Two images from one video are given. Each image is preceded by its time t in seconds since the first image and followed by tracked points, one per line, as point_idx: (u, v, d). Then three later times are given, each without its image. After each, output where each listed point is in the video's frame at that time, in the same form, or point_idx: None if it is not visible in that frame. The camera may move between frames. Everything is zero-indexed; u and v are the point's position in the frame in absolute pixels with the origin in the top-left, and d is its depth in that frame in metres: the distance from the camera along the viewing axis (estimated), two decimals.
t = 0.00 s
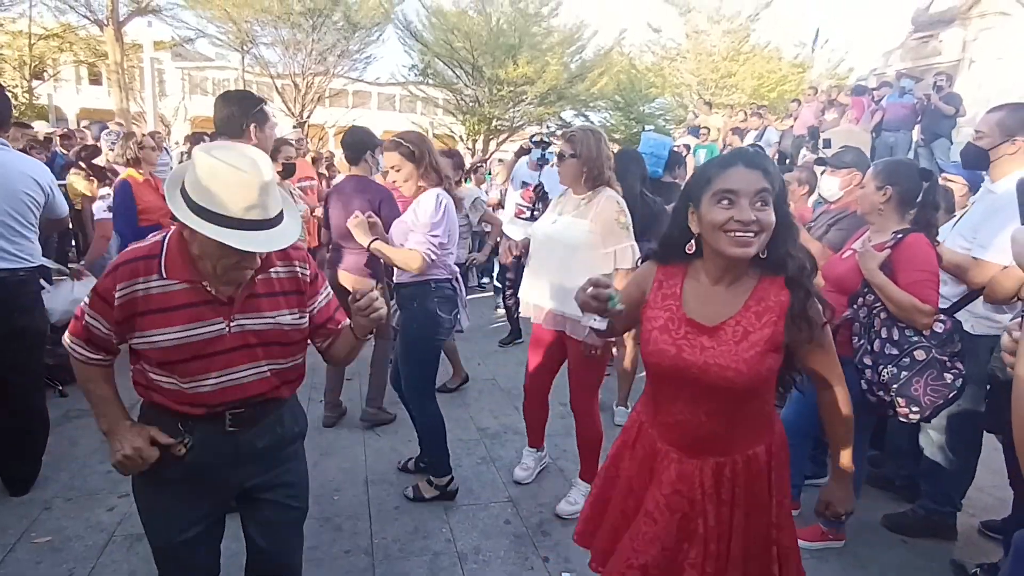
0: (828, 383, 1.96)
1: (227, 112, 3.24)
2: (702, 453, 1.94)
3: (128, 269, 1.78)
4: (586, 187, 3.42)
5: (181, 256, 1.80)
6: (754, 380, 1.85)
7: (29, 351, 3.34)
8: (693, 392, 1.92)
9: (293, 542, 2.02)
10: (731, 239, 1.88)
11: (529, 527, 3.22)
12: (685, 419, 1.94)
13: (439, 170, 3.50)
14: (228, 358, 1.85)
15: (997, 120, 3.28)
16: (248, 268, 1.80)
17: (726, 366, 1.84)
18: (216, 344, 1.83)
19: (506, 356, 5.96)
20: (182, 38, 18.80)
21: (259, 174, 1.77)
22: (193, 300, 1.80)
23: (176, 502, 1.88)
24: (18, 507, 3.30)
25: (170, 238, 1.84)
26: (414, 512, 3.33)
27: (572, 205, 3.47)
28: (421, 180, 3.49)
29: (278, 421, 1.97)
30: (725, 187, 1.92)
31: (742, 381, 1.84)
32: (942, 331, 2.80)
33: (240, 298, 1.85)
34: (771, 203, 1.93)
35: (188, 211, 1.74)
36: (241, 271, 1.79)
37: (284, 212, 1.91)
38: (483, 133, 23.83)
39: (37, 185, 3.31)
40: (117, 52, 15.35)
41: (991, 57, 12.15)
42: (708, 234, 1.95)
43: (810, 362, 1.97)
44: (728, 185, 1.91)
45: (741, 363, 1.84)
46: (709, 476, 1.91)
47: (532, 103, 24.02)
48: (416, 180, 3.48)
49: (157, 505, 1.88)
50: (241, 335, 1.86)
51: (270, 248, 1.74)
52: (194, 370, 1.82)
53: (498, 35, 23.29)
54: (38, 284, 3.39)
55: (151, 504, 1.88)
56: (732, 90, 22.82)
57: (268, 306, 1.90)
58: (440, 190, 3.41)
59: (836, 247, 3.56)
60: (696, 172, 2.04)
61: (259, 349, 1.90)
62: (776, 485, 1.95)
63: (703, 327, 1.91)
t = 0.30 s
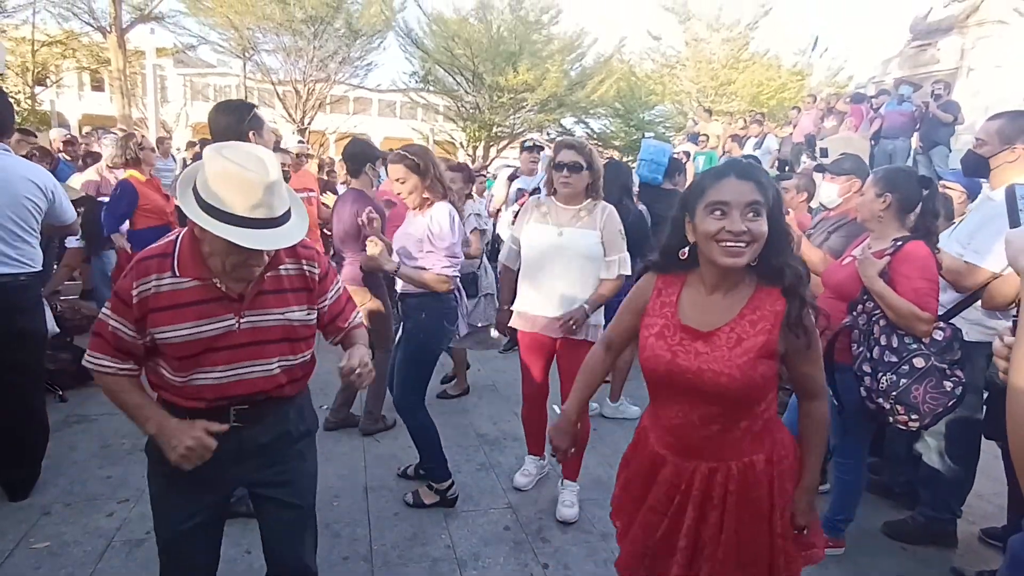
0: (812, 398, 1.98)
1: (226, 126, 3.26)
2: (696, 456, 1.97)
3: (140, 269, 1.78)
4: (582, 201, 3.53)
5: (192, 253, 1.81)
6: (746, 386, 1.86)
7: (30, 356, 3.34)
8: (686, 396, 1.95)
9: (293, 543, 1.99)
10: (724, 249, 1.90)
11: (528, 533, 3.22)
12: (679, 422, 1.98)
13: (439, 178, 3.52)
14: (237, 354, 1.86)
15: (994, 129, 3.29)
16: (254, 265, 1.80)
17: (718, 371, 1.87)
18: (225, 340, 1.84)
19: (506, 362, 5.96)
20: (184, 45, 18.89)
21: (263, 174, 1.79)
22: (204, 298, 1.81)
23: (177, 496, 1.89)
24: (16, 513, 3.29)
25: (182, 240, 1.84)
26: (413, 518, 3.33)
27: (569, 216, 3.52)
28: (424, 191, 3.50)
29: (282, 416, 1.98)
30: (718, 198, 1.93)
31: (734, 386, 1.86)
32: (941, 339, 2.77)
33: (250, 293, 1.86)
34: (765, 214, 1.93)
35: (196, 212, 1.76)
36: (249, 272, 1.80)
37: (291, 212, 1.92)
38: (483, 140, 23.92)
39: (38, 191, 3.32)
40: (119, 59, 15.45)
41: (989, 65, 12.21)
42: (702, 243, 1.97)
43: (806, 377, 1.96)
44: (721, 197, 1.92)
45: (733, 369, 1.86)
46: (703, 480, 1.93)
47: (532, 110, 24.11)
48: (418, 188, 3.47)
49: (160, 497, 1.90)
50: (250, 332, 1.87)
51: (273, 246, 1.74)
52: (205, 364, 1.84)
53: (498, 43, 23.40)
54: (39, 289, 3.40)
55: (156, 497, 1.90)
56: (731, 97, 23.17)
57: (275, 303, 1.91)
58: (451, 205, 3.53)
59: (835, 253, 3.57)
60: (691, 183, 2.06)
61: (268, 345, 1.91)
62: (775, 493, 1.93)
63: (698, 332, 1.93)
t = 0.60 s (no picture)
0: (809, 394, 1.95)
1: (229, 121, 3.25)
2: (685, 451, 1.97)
3: (161, 268, 1.79)
4: (583, 195, 3.63)
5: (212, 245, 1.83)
6: (729, 376, 1.86)
7: (30, 356, 3.34)
8: (674, 389, 1.96)
9: (315, 524, 2.04)
10: (710, 241, 1.95)
11: (528, 533, 3.22)
12: (668, 416, 1.98)
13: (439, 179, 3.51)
14: (267, 340, 1.90)
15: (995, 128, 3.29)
16: (273, 250, 1.83)
17: (703, 361, 1.88)
18: (253, 329, 1.87)
19: (506, 362, 5.97)
20: (184, 46, 18.90)
21: (279, 156, 1.81)
22: (230, 287, 1.83)
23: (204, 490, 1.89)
24: (16, 513, 3.30)
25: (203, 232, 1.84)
26: (413, 518, 3.33)
27: (574, 210, 3.61)
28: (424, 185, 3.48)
29: (307, 409, 2.04)
30: (704, 192, 1.97)
31: (720, 375, 1.87)
32: (941, 340, 2.81)
33: (271, 282, 1.90)
34: (752, 207, 1.96)
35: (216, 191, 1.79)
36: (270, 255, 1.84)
37: (305, 195, 1.93)
38: (483, 141, 23.94)
39: (38, 191, 3.32)
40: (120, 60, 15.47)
41: (988, 65, 12.22)
42: (689, 236, 2.02)
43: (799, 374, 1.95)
44: (707, 190, 1.97)
45: (716, 358, 1.88)
46: (686, 470, 1.95)
47: (532, 110, 24.11)
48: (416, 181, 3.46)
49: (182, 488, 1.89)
50: (278, 317, 1.92)
51: (293, 226, 1.77)
52: (236, 354, 1.87)
53: (498, 43, 23.42)
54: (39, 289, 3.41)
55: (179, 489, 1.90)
56: (730, 98, 23.17)
57: (295, 287, 1.96)
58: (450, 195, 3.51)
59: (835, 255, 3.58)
60: (679, 179, 2.11)
61: (297, 330, 1.97)
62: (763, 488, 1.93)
63: (684, 323, 1.96)
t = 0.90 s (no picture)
0: (808, 410, 1.94)
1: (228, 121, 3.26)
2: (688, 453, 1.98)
3: (159, 267, 1.78)
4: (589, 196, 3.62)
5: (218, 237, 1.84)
6: (726, 381, 1.86)
7: (30, 356, 3.35)
8: (676, 393, 1.97)
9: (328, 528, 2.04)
10: (711, 244, 1.95)
11: (528, 532, 3.22)
12: (671, 419, 1.99)
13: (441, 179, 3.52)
14: (273, 337, 1.89)
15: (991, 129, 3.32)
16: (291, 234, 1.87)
17: (699, 365, 1.89)
18: (264, 324, 1.88)
19: (507, 361, 5.98)
20: (184, 46, 18.90)
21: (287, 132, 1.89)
22: (238, 284, 1.84)
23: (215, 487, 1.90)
24: (17, 513, 3.29)
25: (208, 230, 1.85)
26: (413, 517, 3.33)
27: (576, 210, 3.61)
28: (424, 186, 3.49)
29: (315, 406, 2.06)
30: (708, 195, 1.97)
31: (716, 380, 1.87)
32: (941, 337, 2.80)
33: (278, 277, 1.92)
34: (755, 212, 1.96)
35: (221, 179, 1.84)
36: (281, 244, 1.86)
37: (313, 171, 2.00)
38: (484, 140, 23.95)
39: (39, 191, 3.32)
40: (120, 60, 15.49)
41: (988, 64, 12.21)
42: (692, 238, 2.02)
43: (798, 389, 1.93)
44: (710, 195, 1.97)
45: (713, 363, 1.87)
46: (688, 472, 1.95)
47: (532, 110, 24.09)
48: (410, 176, 3.50)
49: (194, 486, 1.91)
50: (286, 313, 1.93)
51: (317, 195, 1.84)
52: (249, 352, 1.86)
53: (498, 43, 23.44)
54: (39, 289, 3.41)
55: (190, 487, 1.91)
56: (729, 97, 23.15)
57: (300, 283, 1.99)
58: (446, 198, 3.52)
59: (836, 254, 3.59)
60: (686, 183, 2.12)
61: (306, 325, 1.98)
62: (767, 491, 1.94)
63: (685, 327, 1.97)
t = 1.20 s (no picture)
0: (813, 390, 2.00)
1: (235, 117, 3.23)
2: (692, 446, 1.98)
3: (197, 277, 1.75)
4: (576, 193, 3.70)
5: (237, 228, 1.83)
6: (740, 375, 1.87)
7: (30, 356, 3.34)
8: (682, 386, 1.97)
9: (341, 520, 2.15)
10: (719, 237, 1.95)
11: (528, 531, 3.22)
12: (676, 412, 1.99)
13: (444, 178, 3.49)
14: (305, 331, 1.93)
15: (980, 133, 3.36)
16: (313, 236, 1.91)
17: (713, 359, 1.89)
18: (296, 320, 1.91)
19: (507, 360, 5.98)
20: (184, 46, 18.88)
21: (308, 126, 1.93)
22: (271, 284, 1.86)
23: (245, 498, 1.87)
24: (16, 513, 3.29)
25: (227, 238, 1.82)
26: (413, 516, 3.33)
27: (564, 207, 3.67)
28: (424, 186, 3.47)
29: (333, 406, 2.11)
30: (715, 188, 1.98)
31: (731, 373, 1.88)
32: (933, 333, 2.82)
33: (298, 274, 1.95)
34: (761, 206, 1.97)
35: (237, 177, 1.85)
36: (307, 240, 1.89)
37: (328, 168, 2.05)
38: (483, 140, 23.93)
39: (39, 191, 3.33)
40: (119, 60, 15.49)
41: (989, 64, 12.17)
42: (698, 231, 2.02)
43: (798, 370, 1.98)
44: (719, 188, 1.97)
45: (727, 357, 1.88)
46: (696, 467, 1.94)
47: (532, 109, 24.10)
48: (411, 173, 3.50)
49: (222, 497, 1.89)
50: (311, 309, 1.96)
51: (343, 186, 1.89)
52: (289, 348, 1.90)
53: (498, 43, 23.45)
54: (39, 289, 3.41)
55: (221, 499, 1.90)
56: (730, 97, 22.94)
57: (314, 279, 2.02)
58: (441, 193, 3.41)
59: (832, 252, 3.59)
60: (691, 177, 2.12)
61: (327, 318, 2.03)
62: (771, 485, 1.94)
63: (694, 321, 1.95)
